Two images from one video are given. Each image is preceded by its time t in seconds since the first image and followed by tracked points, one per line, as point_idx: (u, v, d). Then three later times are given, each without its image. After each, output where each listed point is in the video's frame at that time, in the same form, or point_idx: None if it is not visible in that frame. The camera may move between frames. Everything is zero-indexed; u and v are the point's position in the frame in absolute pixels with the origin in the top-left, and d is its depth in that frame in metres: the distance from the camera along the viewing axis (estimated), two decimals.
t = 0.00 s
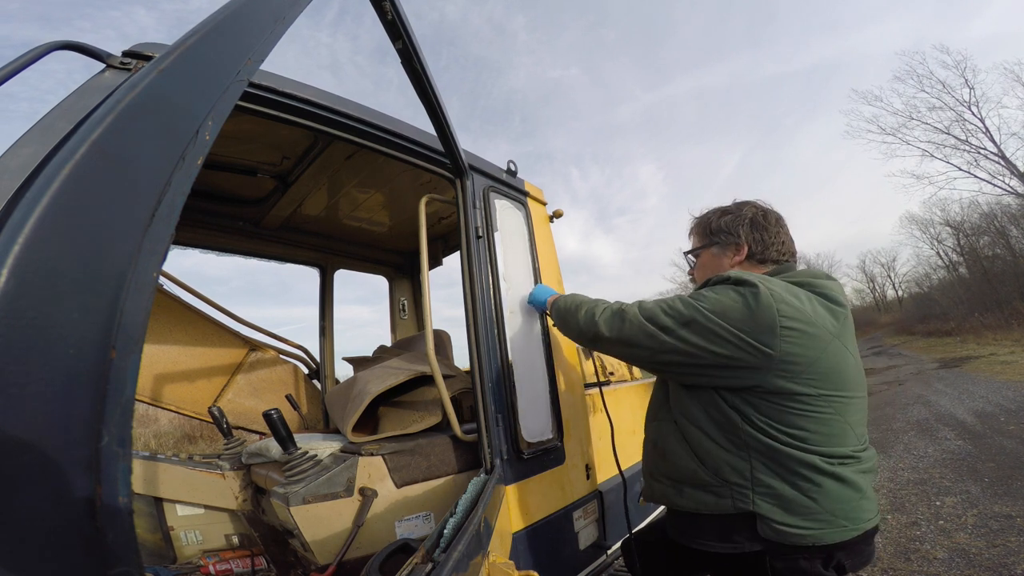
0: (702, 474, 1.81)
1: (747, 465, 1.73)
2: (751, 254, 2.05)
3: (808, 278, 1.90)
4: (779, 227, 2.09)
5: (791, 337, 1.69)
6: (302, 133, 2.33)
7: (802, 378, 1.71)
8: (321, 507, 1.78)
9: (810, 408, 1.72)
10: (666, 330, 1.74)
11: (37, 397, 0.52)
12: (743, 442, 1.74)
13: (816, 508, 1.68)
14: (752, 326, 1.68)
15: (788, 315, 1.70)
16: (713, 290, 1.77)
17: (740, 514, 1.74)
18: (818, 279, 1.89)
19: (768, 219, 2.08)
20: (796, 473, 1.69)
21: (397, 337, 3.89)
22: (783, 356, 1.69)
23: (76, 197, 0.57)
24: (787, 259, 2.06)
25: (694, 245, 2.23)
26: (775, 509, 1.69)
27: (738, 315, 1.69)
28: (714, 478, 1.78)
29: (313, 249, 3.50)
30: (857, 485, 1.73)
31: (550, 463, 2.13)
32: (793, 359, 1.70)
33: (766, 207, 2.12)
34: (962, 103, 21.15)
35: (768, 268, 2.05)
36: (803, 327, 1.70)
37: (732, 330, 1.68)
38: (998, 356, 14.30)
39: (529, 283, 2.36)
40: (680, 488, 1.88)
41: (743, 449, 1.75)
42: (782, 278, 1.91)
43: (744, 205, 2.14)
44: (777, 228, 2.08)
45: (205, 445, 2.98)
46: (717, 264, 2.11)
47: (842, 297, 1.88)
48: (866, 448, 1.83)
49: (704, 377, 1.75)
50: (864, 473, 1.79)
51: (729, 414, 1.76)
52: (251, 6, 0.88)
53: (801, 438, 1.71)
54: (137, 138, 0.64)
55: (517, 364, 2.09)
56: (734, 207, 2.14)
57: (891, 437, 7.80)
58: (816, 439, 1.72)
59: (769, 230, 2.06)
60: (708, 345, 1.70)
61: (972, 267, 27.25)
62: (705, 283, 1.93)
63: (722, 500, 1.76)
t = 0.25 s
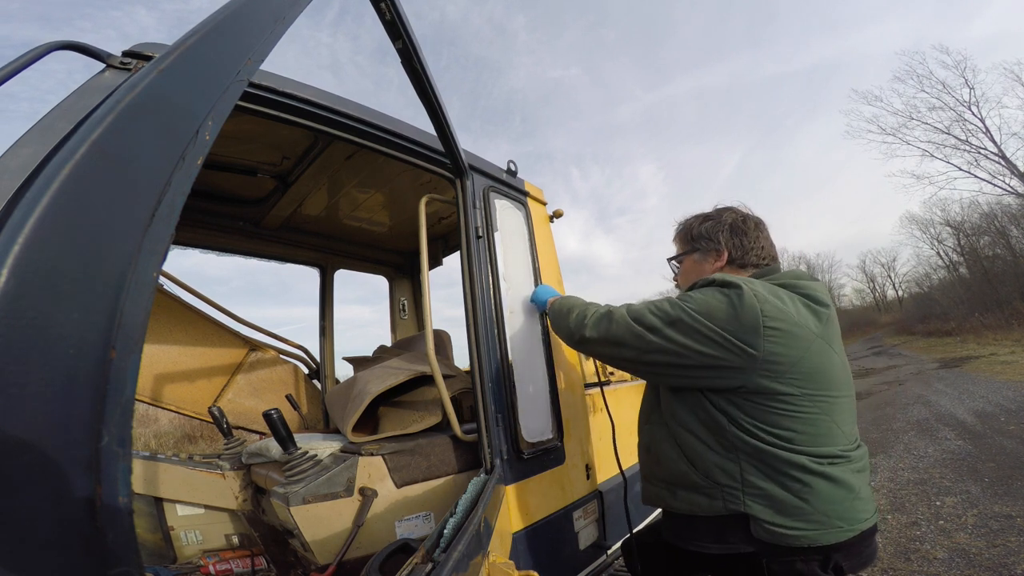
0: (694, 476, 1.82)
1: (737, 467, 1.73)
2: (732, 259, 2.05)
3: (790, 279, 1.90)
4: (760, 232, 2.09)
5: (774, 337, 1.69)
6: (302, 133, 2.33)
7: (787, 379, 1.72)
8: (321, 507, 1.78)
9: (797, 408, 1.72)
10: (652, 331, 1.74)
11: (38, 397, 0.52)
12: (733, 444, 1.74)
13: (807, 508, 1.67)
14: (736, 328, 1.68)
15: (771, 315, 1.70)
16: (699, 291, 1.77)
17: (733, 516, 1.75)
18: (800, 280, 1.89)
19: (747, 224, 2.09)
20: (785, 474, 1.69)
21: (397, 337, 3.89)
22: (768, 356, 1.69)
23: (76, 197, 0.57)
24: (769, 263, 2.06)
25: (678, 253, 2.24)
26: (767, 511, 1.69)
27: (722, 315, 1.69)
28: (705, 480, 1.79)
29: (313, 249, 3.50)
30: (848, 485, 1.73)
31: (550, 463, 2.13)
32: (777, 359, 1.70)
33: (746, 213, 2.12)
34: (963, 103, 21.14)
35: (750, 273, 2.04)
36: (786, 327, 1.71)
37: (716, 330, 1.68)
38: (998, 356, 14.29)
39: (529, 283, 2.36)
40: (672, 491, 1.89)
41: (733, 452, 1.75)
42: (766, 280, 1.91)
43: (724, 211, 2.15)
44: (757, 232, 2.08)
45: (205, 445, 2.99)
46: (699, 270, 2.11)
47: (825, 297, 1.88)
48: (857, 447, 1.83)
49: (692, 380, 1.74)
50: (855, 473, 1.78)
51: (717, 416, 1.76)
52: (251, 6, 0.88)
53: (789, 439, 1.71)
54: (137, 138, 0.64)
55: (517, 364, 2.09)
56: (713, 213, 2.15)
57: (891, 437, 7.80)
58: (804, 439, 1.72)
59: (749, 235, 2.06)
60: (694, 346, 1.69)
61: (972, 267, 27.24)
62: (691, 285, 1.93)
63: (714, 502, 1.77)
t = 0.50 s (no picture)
0: (688, 480, 1.83)
1: (731, 469, 1.74)
2: (720, 264, 2.05)
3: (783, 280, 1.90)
4: (748, 236, 2.09)
5: (764, 336, 1.69)
6: (302, 133, 2.33)
7: (779, 378, 1.71)
8: (321, 507, 1.78)
9: (792, 409, 1.72)
10: (646, 330, 1.74)
11: (38, 397, 0.52)
12: (727, 445, 1.74)
13: (802, 509, 1.67)
14: (728, 327, 1.68)
15: (763, 315, 1.70)
16: (693, 292, 1.78)
17: (729, 517, 1.75)
18: (791, 281, 1.89)
19: (735, 229, 2.09)
20: (779, 475, 1.69)
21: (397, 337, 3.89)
22: (760, 356, 1.69)
23: (76, 197, 0.57)
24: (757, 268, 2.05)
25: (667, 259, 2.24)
26: (763, 513, 1.69)
27: (715, 315, 1.69)
28: (701, 482, 1.80)
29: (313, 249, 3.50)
30: (843, 486, 1.72)
31: (550, 463, 2.13)
32: (770, 359, 1.70)
33: (734, 218, 2.13)
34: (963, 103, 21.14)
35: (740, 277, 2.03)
36: (778, 327, 1.71)
37: (709, 330, 1.68)
38: (998, 356, 14.29)
39: (529, 283, 2.36)
40: (668, 493, 1.90)
41: (727, 454, 1.75)
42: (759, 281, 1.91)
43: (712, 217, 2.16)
44: (745, 237, 2.08)
45: (205, 445, 2.99)
46: (688, 276, 2.11)
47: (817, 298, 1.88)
48: (852, 448, 1.82)
49: (685, 381, 1.74)
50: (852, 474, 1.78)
51: (710, 418, 1.77)
52: (251, 6, 0.88)
53: (783, 439, 1.70)
54: (137, 138, 0.64)
55: (517, 364, 2.09)
56: (702, 219, 2.16)
57: (891, 437, 7.80)
58: (798, 440, 1.71)
59: (737, 240, 2.06)
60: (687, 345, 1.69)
61: (972, 267, 27.24)
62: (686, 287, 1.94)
63: (710, 503, 1.78)
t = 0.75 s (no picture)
0: (695, 479, 1.82)
1: (739, 468, 1.74)
2: (728, 262, 2.05)
3: (792, 278, 1.90)
4: (755, 232, 2.09)
5: (774, 334, 1.69)
6: (302, 133, 2.33)
7: (789, 376, 1.71)
8: (321, 507, 1.78)
9: (801, 408, 1.72)
10: (654, 330, 1.74)
11: (38, 398, 0.52)
12: (735, 444, 1.74)
13: (810, 507, 1.67)
14: (737, 326, 1.68)
15: (772, 312, 1.70)
16: (700, 291, 1.78)
17: (736, 516, 1.75)
18: (801, 280, 1.90)
19: (742, 226, 2.08)
20: (787, 473, 1.69)
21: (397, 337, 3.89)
22: (769, 354, 1.69)
23: (76, 197, 0.57)
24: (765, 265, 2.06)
25: (675, 257, 2.23)
26: (772, 512, 1.68)
27: (723, 313, 1.69)
28: (707, 481, 1.79)
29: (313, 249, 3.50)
30: (851, 484, 1.72)
31: (550, 463, 2.13)
32: (779, 357, 1.70)
33: (741, 215, 2.12)
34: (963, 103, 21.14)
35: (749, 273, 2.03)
36: (788, 325, 1.71)
37: (718, 328, 1.68)
38: (998, 356, 14.28)
39: (529, 283, 2.36)
40: (675, 492, 1.89)
41: (736, 453, 1.75)
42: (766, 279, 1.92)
43: (719, 214, 2.15)
44: (752, 234, 2.08)
45: (205, 445, 2.99)
46: (696, 273, 2.11)
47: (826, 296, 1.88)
48: (861, 447, 1.82)
49: (692, 379, 1.74)
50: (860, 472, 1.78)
51: (718, 417, 1.77)
52: (251, 6, 0.88)
53: (792, 438, 1.70)
54: (137, 138, 0.64)
55: (517, 364, 2.09)
56: (709, 216, 2.15)
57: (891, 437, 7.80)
58: (807, 438, 1.71)
59: (745, 237, 2.06)
60: (694, 344, 1.69)
61: (972, 267, 27.24)
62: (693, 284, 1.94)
63: (717, 502, 1.77)
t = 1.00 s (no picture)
0: (708, 482, 1.80)
1: (755, 471, 1.72)
2: (743, 260, 2.05)
3: (802, 278, 1.90)
4: (768, 228, 2.09)
5: (791, 337, 1.69)
6: (302, 133, 2.33)
7: (806, 379, 1.71)
8: (321, 507, 1.78)
9: (817, 409, 1.72)
10: (672, 350, 1.73)
11: (37, 397, 0.52)
12: (750, 448, 1.73)
13: (825, 510, 1.68)
14: (755, 333, 1.67)
15: (787, 315, 1.70)
16: (710, 302, 1.76)
17: (750, 521, 1.73)
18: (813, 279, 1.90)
19: (756, 223, 2.08)
20: (804, 476, 1.69)
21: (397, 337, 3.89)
22: (788, 358, 1.69)
23: (76, 197, 0.57)
24: (779, 262, 2.06)
25: (686, 253, 2.22)
26: (786, 515, 1.68)
27: (739, 322, 1.68)
28: (721, 485, 1.77)
29: (313, 249, 3.50)
30: (865, 483, 1.74)
31: (550, 463, 2.13)
32: (796, 360, 1.70)
33: (753, 211, 2.12)
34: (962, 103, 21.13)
35: (762, 271, 2.04)
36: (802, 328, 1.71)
37: (737, 339, 1.66)
38: (998, 356, 14.28)
39: (529, 283, 2.36)
40: (688, 496, 1.87)
41: (750, 456, 1.73)
42: (776, 277, 1.92)
43: (731, 210, 2.14)
44: (766, 231, 2.08)
45: (206, 445, 2.99)
46: (709, 271, 2.11)
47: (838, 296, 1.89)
48: (873, 445, 1.84)
49: (715, 396, 1.74)
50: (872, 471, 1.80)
51: (733, 420, 1.75)
52: (250, 6, 0.88)
53: (808, 440, 1.71)
54: (137, 138, 0.64)
55: (517, 364, 2.09)
56: (721, 212, 2.14)
57: (891, 437, 7.80)
58: (823, 440, 1.72)
59: (759, 233, 2.06)
60: (715, 364, 1.69)
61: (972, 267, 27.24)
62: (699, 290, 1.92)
63: (731, 507, 1.75)
